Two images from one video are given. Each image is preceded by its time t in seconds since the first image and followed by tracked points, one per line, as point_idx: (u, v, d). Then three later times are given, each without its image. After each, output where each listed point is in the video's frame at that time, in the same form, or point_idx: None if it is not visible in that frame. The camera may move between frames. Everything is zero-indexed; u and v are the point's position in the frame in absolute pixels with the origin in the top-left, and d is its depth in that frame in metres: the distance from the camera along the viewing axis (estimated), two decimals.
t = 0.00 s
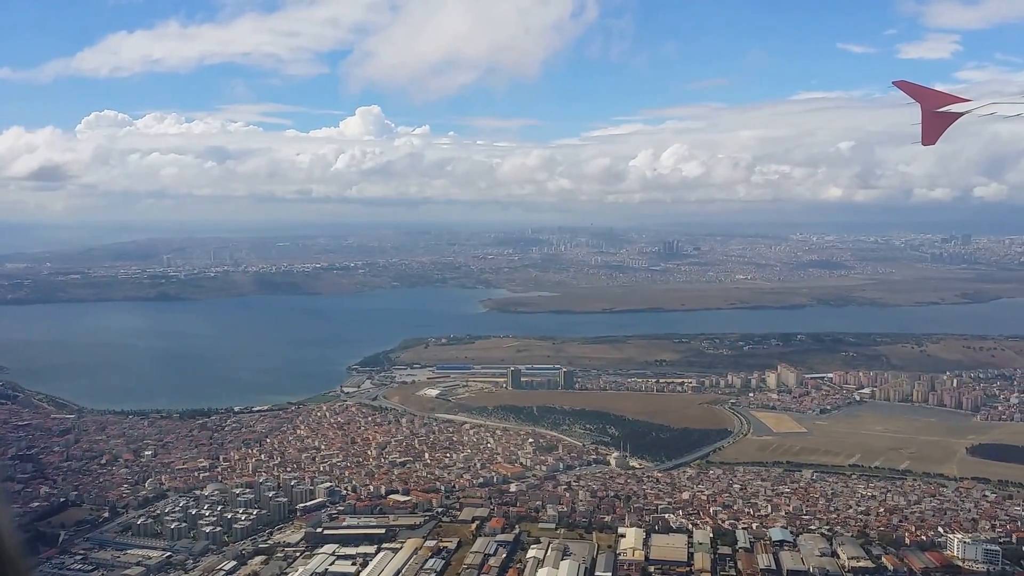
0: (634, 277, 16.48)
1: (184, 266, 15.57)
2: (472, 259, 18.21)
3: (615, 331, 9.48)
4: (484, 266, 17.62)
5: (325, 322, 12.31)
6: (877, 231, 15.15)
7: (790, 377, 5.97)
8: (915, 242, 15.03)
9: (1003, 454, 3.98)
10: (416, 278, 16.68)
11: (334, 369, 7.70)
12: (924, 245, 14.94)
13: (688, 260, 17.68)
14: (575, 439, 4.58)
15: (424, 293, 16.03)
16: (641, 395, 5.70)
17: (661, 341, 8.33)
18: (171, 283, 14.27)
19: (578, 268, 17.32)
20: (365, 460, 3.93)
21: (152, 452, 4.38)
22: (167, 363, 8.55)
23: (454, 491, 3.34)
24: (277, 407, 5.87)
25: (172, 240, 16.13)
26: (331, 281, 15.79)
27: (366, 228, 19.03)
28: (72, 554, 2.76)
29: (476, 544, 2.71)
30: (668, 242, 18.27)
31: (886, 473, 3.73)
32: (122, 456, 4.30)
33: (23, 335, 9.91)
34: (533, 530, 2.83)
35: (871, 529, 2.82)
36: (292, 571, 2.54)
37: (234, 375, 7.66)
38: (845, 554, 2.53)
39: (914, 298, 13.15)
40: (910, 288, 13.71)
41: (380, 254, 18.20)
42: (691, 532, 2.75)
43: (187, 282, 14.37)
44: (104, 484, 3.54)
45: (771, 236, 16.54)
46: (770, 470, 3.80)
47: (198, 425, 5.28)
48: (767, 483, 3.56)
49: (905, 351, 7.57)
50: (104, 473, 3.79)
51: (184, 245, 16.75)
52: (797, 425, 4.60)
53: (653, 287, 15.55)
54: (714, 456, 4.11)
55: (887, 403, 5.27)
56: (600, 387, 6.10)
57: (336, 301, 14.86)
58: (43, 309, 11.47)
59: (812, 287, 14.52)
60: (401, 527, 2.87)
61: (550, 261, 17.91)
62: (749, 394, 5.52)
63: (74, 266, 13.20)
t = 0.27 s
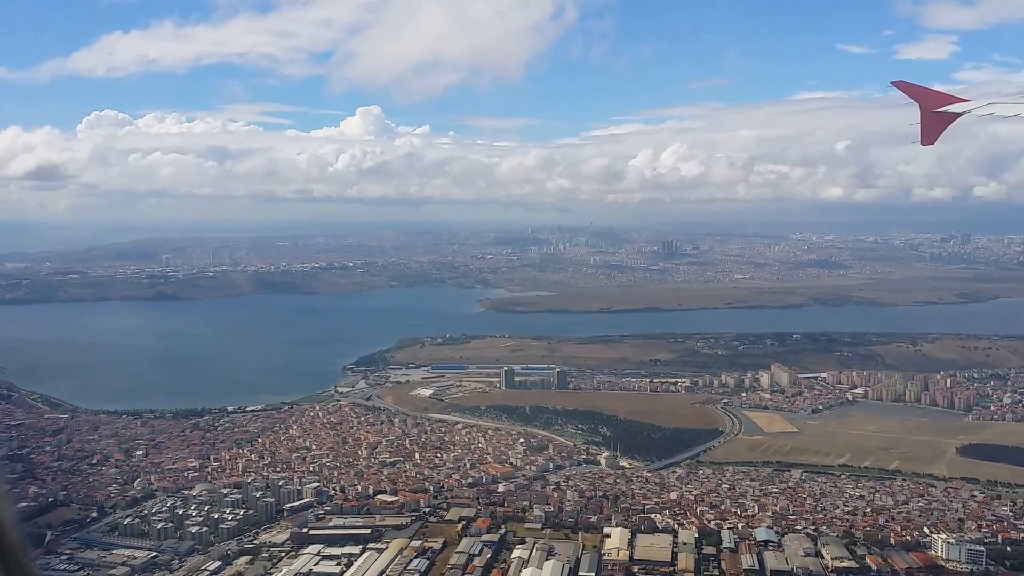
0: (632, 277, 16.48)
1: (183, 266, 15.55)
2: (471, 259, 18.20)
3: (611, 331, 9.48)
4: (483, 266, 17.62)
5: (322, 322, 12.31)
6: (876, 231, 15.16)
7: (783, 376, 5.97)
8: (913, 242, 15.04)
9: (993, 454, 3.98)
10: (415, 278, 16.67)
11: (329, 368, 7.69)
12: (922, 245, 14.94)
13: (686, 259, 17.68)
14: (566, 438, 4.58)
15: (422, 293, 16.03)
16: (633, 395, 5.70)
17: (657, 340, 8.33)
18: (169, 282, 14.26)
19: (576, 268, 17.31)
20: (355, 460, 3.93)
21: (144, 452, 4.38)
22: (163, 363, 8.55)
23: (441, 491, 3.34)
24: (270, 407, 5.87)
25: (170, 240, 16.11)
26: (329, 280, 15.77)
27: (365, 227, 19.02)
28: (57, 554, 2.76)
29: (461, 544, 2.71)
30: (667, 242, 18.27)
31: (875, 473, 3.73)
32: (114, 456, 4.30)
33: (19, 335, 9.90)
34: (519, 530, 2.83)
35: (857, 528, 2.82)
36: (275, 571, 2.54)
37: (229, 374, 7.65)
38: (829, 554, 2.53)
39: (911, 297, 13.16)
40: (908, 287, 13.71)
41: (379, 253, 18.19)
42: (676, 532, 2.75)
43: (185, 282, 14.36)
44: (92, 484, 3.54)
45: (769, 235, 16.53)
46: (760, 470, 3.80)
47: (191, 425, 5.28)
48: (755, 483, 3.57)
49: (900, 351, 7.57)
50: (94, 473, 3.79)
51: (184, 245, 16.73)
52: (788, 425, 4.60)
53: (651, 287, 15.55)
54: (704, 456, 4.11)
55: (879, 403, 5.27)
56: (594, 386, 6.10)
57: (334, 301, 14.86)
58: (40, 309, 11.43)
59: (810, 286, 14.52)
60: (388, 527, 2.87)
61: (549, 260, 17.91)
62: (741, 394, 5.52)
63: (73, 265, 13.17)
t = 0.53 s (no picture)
0: (631, 276, 16.48)
1: (182, 265, 15.53)
2: (470, 258, 18.19)
3: (607, 331, 9.48)
4: (481, 265, 17.61)
5: (319, 322, 12.31)
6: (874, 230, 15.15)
7: (776, 376, 5.97)
8: (912, 241, 15.02)
9: (983, 454, 3.98)
10: (413, 277, 16.65)
11: (324, 368, 7.69)
12: (921, 244, 14.93)
13: (685, 259, 17.67)
14: (558, 438, 4.58)
15: (420, 292, 16.03)
16: (626, 395, 5.70)
17: (652, 340, 8.33)
18: (167, 282, 14.25)
19: (575, 267, 17.31)
20: (345, 460, 3.93)
21: (135, 452, 4.38)
22: (158, 362, 8.55)
23: (429, 491, 3.34)
24: (263, 406, 5.87)
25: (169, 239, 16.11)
26: (328, 280, 15.76)
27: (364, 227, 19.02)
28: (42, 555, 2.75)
29: (446, 543, 2.71)
30: (665, 241, 18.26)
31: (864, 472, 3.74)
32: (105, 456, 4.30)
33: (16, 334, 9.89)
34: (505, 530, 2.83)
35: (843, 528, 2.82)
36: (259, 572, 2.54)
37: (223, 374, 7.65)
38: (813, 554, 2.53)
39: (909, 296, 13.16)
40: (906, 286, 13.71)
41: (378, 253, 18.17)
42: (662, 532, 2.76)
43: (183, 281, 14.36)
44: (81, 484, 3.53)
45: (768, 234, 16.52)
46: (750, 470, 3.80)
47: (184, 424, 5.28)
48: (744, 482, 3.57)
49: (895, 350, 7.56)
50: (83, 473, 3.79)
51: (183, 245, 16.70)
52: (779, 425, 4.61)
53: (649, 286, 15.54)
54: (694, 456, 4.11)
55: (872, 402, 5.27)
56: (587, 386, 6.11)
57: (332, 300, 14.86)
58: (39, 310, 11.31)
59: (808, 285, 14.51)
60: (374, 527, 2.87)
61: (547, 260, 17.90)
62: (734, 394, 5.52)
63: (71, 265, 13.13)
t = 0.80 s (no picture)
0: (629, 275, 16.47)
1: (180, 265, 15.51)
2: (468, 256, 18.19)
3: (604, 330, 9.47)
4: (480, 263, 17.60)
5: (317, 321, 12.31)
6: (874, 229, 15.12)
7: (770, 375, 5.97)
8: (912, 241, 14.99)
9: (973, 454, 3.98)
10: (412, 276, 16.64)
11: (319, 368, 7.69)
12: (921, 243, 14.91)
13: (683, 257, 17.66)
14: (549, 438, 4.58)
15: (418, 291, 16.02)
16: (620, 394, 5.70)
17: (648, 339, 8.32)
18: (165, 280, 14.25)
19: (573, 266, 17.30)
20: (335, 460, 3.93)
21: (126, 452, 4.38)
22: (154, 361, 8.55)
23: (416, 491, 3.34)
24: (257, 406, 5.87)
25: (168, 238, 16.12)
26: (326, 279, 15.75)
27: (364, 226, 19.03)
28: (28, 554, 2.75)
29: (431, 543, 2.71)
30: (664, 240, 18.24)
31: (854, 472, 3.73)
32: (96, 455, 4.30)
33: (12, 333, 9.90)
34: (491, 530, 2.83)
35: (829, 528, 2.82)
36: (243, 572, 2.54)
37: (218, 373, 7.64)
38: (797, 554, 2.53)
39: (907, 296, 13.14)
40: (904, 285, 13.69)
41: (377, 252, 18.16)
42: (647, 532, 2.75)
43: (181, 280, 14.35)
44: (70, 483, 3.53)
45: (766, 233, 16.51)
46: (740, 469, 3.80)
47: (176, 424, 5.28)
48: (733, 482, 3.57)
49: (890, 349, 7.56)
50: (72, 473, 3.79)
51: (182, 245, 16.68)
52: (771, 424, 4.60)
53: (647, 285, 15.53)
54: (685, 456, 4.11)
55: (864, 402, 5.27)
56: (581, 385, 6.11)
57: (330, 299, 14.86)
58: (40, 307, 11.37)
59: (806, 284, 14.50)
60: (360, 527, 2.87)
61: (546, 258, 17.90)
62: (727, 393, 5.52)
63: (70, 264, 13.08)
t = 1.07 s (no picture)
0: (627, 275, 16.47)
1: (179, 264, 15.50)
2: (467, 255, 18.18)
3: (600, 329, 9.47)
4: (478, 263, 17.59)
5: (314, 320, 12.31)
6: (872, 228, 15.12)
7: (763, 374, 5.98)
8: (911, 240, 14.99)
9: (962, 453, 3.98)
10: (410, 275, 16.62)
11: (314, 367, 7.70)
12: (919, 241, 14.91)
13: (682, 256, 17.65)
14: (541, 436, 4.59)
15: (417, 290, 16.02)
16: (613, 393, 5.71)
17: (643, 338, 8.33)
18: (163, 279, 14.22)
19: (572, 265, 17.29)
20: (324, 459, 3.93)
21: (118, 451, 4.38)
22: (150, 361, 8.55)
23: (404, 490, 3.35)
24: (251, 405, 5.87)
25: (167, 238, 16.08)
26: (325, 279, 15.73)
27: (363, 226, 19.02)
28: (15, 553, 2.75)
29: (417, 543, 2.71)
30: (663, 239, 18.23)
31: (843, 471, 3.74)
32: (88, 454, 4.30)
33: (9, 332, 9.88)
34: (477, 529, 2.84)
35: (814, 527, 2.83)
36: (229, 570, 2.55)
37: (213, 372, 7.65)
38: (782, 553, 2.54)
39: (905, 294, 13.15)
40: (902, 284, 13.69)
41: (376, 251, 18.15)
42: (633, 531, 2.76)
43: (179, 279, 14.34)
44: (59, 482, 3.54)
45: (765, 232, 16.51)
46: (730, 468, 3.81)
47: (170, 423, 5.28)
48: (722, 481, 3.57)
49: (885, 348, 7.57)
50: (63, 472, 3.79)
51: (182, 244, 16.65)
52: (762, 423, 4.61)
53: (645, 284, 15.52)
54: (675, 454, 4.12)
55: (857, 400, 5.28)
56: (574, 384, 6.11)
57: (328, 299, 14.85)
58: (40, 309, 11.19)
59: (805, 283, 14.49)
60: (346, 526, 2.88)
61: (544, 258, 17.90)
62: (720, 392, 5.53)
63: (70, 264, 13.01)
